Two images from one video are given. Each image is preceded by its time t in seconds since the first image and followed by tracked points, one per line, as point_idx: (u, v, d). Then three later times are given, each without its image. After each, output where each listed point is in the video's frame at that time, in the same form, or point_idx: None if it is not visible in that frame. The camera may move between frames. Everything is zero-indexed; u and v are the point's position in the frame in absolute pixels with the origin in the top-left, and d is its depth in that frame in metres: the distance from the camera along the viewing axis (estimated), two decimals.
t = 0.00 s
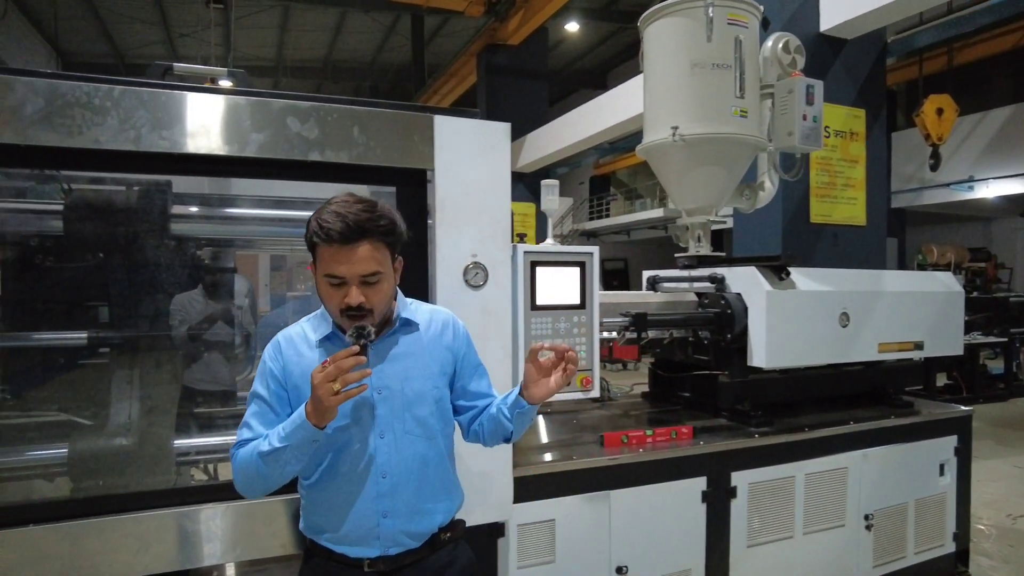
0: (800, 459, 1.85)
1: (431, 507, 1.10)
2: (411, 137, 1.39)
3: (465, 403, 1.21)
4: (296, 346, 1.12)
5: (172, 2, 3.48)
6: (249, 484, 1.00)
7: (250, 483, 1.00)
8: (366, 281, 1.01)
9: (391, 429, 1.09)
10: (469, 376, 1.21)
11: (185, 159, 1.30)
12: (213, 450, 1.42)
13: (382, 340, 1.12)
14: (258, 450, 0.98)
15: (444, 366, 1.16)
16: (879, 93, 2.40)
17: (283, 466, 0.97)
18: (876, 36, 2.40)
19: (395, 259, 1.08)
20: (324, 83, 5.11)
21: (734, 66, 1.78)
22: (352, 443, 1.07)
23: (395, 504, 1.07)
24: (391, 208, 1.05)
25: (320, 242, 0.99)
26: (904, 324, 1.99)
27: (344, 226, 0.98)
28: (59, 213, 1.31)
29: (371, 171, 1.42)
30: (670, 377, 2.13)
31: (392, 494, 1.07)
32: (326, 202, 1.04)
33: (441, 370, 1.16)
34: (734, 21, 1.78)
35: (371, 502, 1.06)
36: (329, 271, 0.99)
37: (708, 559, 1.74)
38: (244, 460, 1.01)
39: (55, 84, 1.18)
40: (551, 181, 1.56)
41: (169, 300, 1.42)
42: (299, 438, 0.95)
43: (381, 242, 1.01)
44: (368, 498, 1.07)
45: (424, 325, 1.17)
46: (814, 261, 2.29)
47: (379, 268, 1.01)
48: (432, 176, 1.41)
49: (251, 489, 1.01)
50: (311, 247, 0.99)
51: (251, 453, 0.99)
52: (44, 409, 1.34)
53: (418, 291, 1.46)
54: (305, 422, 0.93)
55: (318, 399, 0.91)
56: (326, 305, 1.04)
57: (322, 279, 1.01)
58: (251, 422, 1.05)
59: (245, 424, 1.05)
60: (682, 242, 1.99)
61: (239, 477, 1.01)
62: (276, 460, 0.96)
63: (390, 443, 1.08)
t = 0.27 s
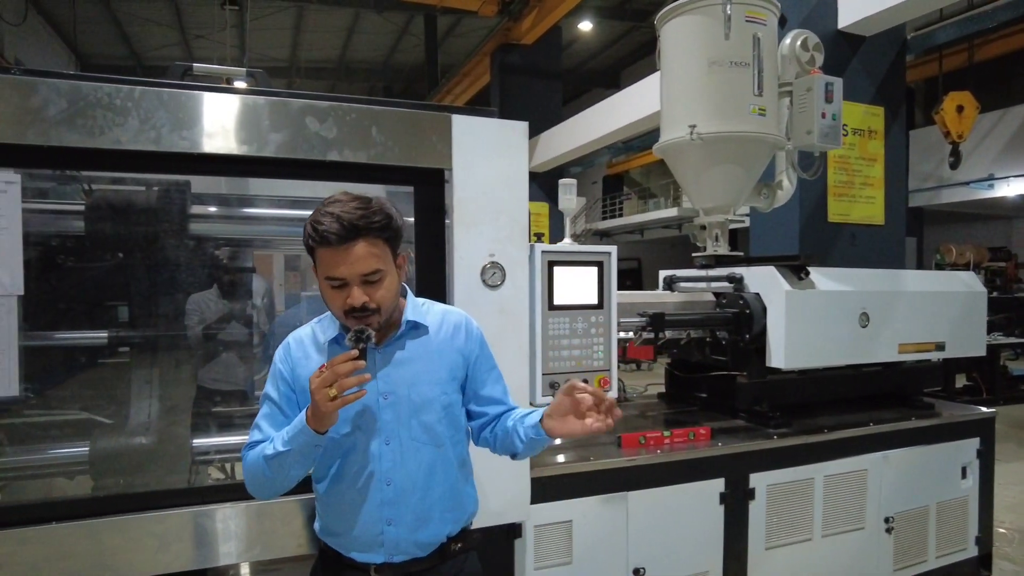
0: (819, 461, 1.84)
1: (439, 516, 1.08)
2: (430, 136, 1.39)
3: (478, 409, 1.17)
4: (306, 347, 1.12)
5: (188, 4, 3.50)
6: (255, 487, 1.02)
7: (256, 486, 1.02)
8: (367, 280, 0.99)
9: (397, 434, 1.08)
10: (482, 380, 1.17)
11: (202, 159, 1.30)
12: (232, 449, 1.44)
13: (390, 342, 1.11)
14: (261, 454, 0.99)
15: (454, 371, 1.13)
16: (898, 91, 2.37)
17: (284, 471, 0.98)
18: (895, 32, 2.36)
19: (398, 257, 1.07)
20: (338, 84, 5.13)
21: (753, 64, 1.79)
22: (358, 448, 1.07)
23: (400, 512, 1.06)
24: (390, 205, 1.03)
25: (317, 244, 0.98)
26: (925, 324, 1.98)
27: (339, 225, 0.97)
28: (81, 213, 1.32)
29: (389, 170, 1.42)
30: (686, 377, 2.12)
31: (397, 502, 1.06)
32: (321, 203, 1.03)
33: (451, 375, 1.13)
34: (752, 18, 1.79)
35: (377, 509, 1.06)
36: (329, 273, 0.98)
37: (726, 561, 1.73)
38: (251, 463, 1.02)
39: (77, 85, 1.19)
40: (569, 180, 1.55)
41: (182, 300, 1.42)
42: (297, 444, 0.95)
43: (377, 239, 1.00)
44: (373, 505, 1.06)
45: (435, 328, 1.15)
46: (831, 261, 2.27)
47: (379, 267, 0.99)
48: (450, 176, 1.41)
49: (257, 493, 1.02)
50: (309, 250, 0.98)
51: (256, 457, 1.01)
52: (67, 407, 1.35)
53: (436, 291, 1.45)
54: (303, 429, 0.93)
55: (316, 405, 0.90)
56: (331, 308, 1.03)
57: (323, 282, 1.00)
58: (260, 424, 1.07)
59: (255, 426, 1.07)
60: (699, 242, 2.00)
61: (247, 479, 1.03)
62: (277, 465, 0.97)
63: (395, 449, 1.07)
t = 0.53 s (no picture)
0: (836, 462, 1.82)
1: (431, 534, 1.05)
2: (445, 136, 1.39)
3: (490, 427, 1.12)
4: (320, 343, 1.13)
5: (202, 6, 3.53)
6: (256, 478, 1.05)
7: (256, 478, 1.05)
8: (381, 278, 0.98)
9: (395, 444, 1.06)
10: (495, 398, 1.11)
11: (217, 159, 1.30)
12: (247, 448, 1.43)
13: (401, 346, 1.09)
14: (260, 446, 1.01)
15: (463, 384, 1.09)
16: (914, 89, 2.35)
17: (280, 467, 1.00)
18: (911, 29, 2.34)
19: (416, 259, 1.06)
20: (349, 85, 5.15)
21: (768, 62, 1.79)
22: (357, 452, 1.07)
23: (392, 524, 1.04)
24: (411, 205, 1.03)
25: (333, 239, 0.98)
26: (942, 325, 1.97)
27: (355, 220, 0.97)
28: (98, 214, 1.32)
29: (404, 170, 1.42)
30: (701, 377, 2.13)
31: (390, 514, 1.04)
32: (340, 199, 1.03)
33: (458, 388, 1.09)
34: (767, 16, 1.79)
35: (370, 517, 1.05)
36: (343, 268, 0.98)
37: (742, 562, 1.72)
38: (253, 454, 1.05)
39: (96, 86, 1.19)
40: (583, 179, 1.55)
41: (198, 300, 1.42)
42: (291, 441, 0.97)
43: (394, 237, 0.99)
44: (367, 513, 1.05)
45: (447, 336, 1.11)
46: (846, 260, 2.25)
47: (394, 266, 0.98)
48: (464, 177, 1.41)
49: (258, 484, 1.06)
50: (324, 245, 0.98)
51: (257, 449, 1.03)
52: (85, 406, 1.36)
53: (450, 291, 1.45)
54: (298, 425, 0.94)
55: (309, 403, 0.90)
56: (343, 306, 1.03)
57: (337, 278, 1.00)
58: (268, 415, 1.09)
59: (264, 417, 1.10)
60: (714, 241, 1.99)
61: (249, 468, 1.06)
62: (273, 460, 0.99)
63: (392, 459, 1.06)
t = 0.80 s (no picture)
0: (854, 463, 1.81)
1: (430, 547, 1.00)
2: (460, 135, 1.39)
3: (505, 442, 1.07)
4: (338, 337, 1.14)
5: (215, 8, 3.55)
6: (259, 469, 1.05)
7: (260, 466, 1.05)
8: (403, 261, 0.99)
9: (401, 448, 1.02)
10: (512, 411, 1.06)
11: (233, 158, 1.30)
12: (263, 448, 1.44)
13: (418, 344, 1.07)
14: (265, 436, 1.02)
15: (478, 391, 1.05)
16: (931, 86, 2.32)
17: (282, 459, 1.00)
18: (928, 26, 2.31)
19: (440, 249, 1.06)
20: (360, 85, 5.17)
21: (783, 60, 1.78)
22: (363, 453, 1.05)
23: (390, 532, 1.01)
24: (440, 192, 1.04)
25: (360, 218, 1.00)
26: (960, 325, 1.94)
27: (383, 199, 0.98)
28: (115, 213, 1.33)
29: (418, 169, 1.41)
30: (716, 378, 2.13)
31: (389, 521, 1.01)
32: (371, 182, 1.05)
33: (472, 394, 1.04)
34: (782, 13, 1.78)
35: (369, 521, 1.02)
36: (367, 247, 0.99)
37: (757, 563, 1.71)
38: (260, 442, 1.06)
39: (114, 86, 1.20)
40: (598, 178, 1.55)
41: (211, 299, 1.41)
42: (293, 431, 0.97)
43: (420, 220, 1.00)
44: (367, 516, 1.02)
45: (465, 339, 1.09)
46: (862, 259, 2.23)
47: (418, 249, 0.99)
48: (480, 176, 1.41)
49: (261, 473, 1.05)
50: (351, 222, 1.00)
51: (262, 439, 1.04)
52: (102, 405, 1.37)
53: (465, 290, 1.44)
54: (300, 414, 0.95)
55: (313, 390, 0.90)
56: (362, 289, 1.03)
57: (360, 258, 1.00)
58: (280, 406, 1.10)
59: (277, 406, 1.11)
60: (728, 241, 2.01)
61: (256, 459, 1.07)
62: (276, 450, 0.99)
63: (397, 463, 1.02)
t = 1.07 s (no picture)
0: (867, 464, 1.80)
1: (447, 555, 0.98)
2: (472, 136, 1.39)
3: (525, 448, 1.07)
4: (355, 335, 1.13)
5: (226, 9, 3.56)
6: (268, 470, 1.01)
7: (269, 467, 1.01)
8: (429, 244, 0.99)
9: (422, 450, 1.01)
10: (534, 417, 1.06)
11: (246, 158, 1.31)
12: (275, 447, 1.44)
13: (442, 342, 1.08)
14: (279, 433, 0.99)
15: (501, 394, 1.05)
16: (947, 84, 2.29)
17: (297, 456, 0.97)
18: (943, 23, 2.29)
19: (466, 240, 1.07)
20: (370, 85, 5.17)
21: (797, 58, 1.77)
22: (380, 455, 1.03)
23: (406, 538, 0.99)
24: (467, 182, 1.06)
25: (388, 201, 1.02)
26: (976, 325, 1.93)
27: (411, 183, 1.00)
28: (130, 214, 1.34)
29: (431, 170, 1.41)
30: (728, 378, 2.13)
31: (405, 527, 0.99)
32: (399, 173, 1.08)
33: (496, 397, 1.04)
34: (795, 12, 1.77)
35: (384, 527, 1.00)
36: (394, 231, 1.00)
37: (769, 564, 1.71)
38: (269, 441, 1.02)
39: (129, 88, 1.21)
40: (610, 178, 1.54)
41: (225, 299, 1.43)
42: (313, 425, 0.94)
43: (448, 206, 1.02)
44: (381, 522, 1.00)
45: (489, 340, 1.09)
46: (875, 259, 2.22)
47: (446, 233, 1.00)
48: (491, 176, 1.41)
49: (269, 474, 1.01)
50: (379, 206, 1.01)
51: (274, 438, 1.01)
52: (118, 404, 1.38)
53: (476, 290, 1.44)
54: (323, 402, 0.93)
55: (338, 372, 0.89)
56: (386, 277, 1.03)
57: (386, 244, 1.01)
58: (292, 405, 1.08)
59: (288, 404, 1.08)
60: (741, 240, 2.00)
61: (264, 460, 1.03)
62: (292, 446, 0.96)
63: (416, 465, 1.01)
